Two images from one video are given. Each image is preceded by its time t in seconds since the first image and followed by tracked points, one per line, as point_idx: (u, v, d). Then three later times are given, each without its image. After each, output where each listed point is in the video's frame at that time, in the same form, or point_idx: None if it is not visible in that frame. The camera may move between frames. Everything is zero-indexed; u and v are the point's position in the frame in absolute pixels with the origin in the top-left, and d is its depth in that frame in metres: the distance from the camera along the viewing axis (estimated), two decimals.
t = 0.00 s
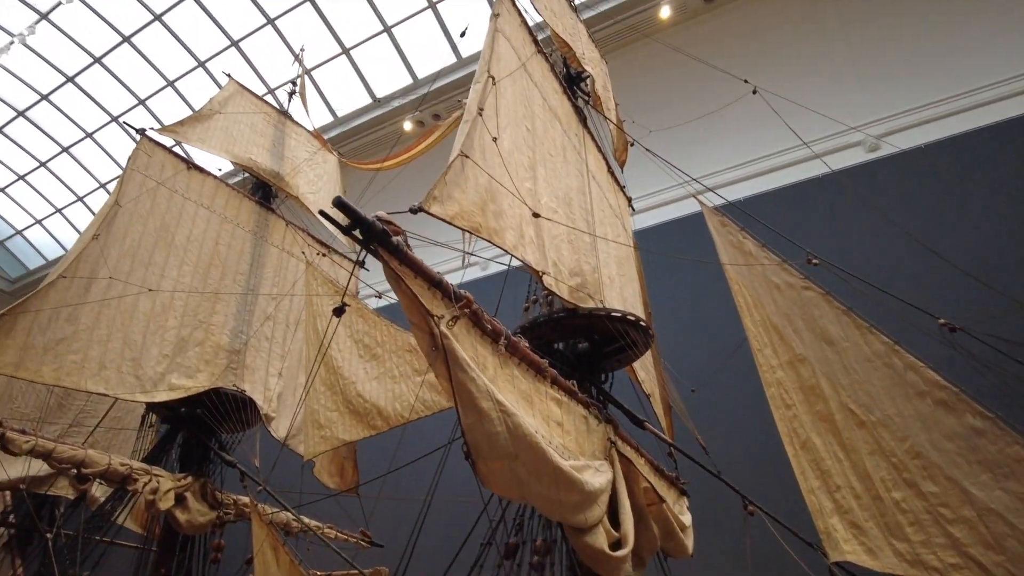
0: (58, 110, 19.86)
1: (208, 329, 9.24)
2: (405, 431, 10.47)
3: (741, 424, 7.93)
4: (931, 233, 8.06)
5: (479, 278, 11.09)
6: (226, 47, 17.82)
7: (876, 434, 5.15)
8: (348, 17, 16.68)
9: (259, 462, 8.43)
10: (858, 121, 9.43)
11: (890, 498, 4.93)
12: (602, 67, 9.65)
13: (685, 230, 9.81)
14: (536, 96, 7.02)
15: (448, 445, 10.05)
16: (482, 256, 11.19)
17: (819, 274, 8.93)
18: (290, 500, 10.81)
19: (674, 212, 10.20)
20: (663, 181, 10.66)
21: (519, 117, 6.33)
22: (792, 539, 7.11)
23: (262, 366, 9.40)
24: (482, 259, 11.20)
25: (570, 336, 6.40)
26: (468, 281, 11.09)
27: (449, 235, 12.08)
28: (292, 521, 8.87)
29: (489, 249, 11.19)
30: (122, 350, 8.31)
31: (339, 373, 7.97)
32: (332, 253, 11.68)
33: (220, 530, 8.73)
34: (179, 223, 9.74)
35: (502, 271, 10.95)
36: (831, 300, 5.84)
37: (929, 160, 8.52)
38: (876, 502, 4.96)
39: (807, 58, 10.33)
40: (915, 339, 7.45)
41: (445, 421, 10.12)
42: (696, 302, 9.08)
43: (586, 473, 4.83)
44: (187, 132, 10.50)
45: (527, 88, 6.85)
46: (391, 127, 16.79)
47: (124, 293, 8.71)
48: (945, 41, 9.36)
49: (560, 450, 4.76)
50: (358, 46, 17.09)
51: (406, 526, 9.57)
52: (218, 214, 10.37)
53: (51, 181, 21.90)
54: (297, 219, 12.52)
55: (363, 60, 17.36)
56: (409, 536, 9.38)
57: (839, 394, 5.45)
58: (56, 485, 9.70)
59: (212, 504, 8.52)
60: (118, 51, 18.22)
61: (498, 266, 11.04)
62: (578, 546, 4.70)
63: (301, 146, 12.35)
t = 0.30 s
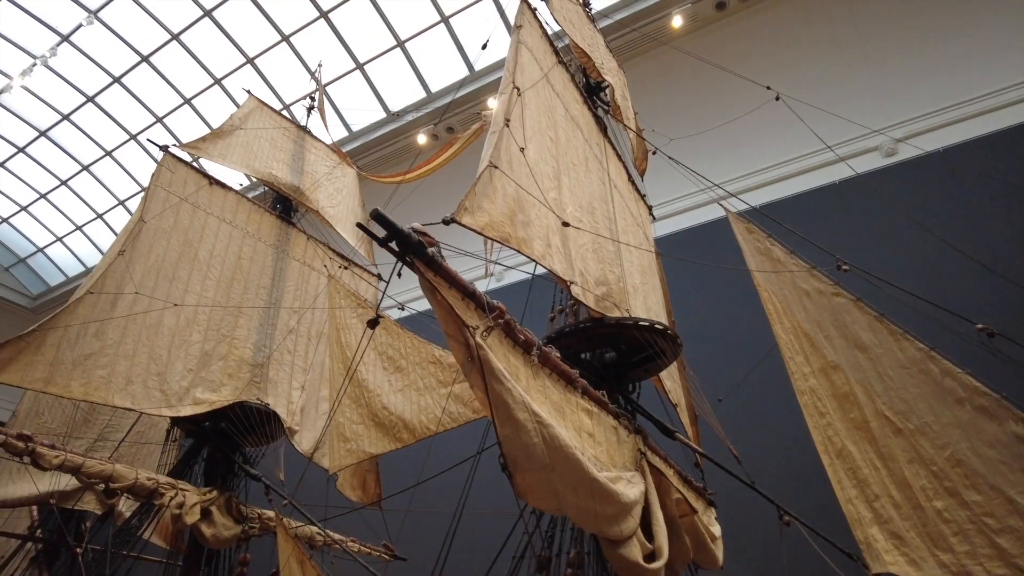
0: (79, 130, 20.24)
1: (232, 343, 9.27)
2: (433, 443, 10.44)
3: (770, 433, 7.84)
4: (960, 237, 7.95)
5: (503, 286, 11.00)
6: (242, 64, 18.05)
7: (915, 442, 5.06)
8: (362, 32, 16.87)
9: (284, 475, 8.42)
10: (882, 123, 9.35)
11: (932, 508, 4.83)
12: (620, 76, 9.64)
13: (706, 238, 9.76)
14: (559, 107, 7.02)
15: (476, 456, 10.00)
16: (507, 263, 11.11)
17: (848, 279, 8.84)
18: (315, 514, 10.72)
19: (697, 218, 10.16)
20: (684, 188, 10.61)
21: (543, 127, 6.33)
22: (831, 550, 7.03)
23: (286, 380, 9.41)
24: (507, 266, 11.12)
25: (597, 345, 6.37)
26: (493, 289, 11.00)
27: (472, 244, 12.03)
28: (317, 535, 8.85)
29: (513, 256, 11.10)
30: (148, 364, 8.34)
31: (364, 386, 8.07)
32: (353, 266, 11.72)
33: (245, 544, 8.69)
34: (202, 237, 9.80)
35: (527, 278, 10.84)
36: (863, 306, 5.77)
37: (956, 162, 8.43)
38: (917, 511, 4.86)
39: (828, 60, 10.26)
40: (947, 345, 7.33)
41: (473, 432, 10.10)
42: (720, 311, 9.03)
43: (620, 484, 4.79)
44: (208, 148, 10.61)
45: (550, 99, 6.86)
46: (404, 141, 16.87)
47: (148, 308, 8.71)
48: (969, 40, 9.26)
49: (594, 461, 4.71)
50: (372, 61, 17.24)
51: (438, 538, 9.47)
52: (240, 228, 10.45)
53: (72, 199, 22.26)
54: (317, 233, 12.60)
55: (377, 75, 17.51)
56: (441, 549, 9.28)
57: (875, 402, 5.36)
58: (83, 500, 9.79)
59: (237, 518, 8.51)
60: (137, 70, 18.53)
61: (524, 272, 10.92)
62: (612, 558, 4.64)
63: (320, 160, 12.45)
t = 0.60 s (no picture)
0: (101, 145, 20.59)
1: (260, 351, 9.31)
2: (466, 448, 10.17)
3: (804, 435, 7.74)
4: (997, 232, 7.80)
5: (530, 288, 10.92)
6: (258, 76, 18.23)
7: (962, 440, 4.96)
8: (378, 42, 16.98)
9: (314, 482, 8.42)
10: (913, 117, 9.25)
11: (983, 508, 4.72)
12: (642, 78, 9.61)
13: (734, 240, 9.68)
14: (585, 109, 7.01)
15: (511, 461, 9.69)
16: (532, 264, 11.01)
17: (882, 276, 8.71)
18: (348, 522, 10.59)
19: (725, 217, 10.09)
20: (711, 187, 10.54)
21: (571, 129, 6.31)
22: (878, 552, 6.90)
23: (313, 387, 9.43)
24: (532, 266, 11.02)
25: (630, 348, 6.31)
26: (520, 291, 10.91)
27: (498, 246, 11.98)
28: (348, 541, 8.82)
29: (540, 254, 10.99)
30: (179, 373, 8.37)
31: (394, 392, 8.06)
32: (378, 273, 11.76)
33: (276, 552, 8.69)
34: (228, 247, 9.86)
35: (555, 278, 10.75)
36: (902, 304, 5.67)
37: (990, 156, 8.29)
38: (968, 512, 4.74)
39: (856, 55, 10.14)
40: (986, 342, 7.20)
41: (507, 436, 9.77)
42: (749, 312, 8.96)
43: (662, 487, 4.74)
44: (233, 159, 10.70)
45: (577, 101, 6.84)
46: (420, 148, 16.90)
47: (178, 317, 8.75)
48: (1004, 30, 9.07)
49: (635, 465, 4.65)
50: (387, 70, 17.34)
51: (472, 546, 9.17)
52: (265, 238, 10.53)
53: (95, 213, 22.65)
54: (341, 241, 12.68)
55: (393, 84, 17.60)
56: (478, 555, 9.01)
57: (917, 400, 5.26)
58: (114, 509, 9.89)
59: (268, 525, 8.50)
60: (157, 85, 18.84)
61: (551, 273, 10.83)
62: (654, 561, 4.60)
63: (343, 169, 12.54)
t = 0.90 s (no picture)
0: (128, 158, 20.95)
1: (294, 356, 9.33)
2: (506, 448, 10.03)
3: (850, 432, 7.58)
4: None
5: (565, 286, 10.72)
6: (280, 85, 18.38)
7: None
8: (397, 48, 17.03)
9: (352, 486, 8.40)
10: (954, 102, 9.03)
11: None
12: (671, 73, 9.49)
13: (769, 236, 9.53)
14: (619, 105, 6.93)
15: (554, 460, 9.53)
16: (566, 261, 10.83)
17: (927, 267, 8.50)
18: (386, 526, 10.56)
19: (761, 210, 9.94)
20: (744, 180, 10.39)
21: (607, 125, 6.23)
22: (941, 551, 6.74)
23: (347, 391, 9.42)
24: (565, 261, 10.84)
25: (672, 346, 6.23)
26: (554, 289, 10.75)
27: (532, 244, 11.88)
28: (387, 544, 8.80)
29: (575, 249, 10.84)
30: (216, 379, 8.40)
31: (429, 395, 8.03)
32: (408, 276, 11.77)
33: (315, 557, 8.69)
34: (260, 253, 9.92)
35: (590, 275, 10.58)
36: (954, 295, 5.50)
37: None
38: None
39: (890, 42, 9.95)
40: None
41: (548, 435, 9.62)
42: (787, 309, 8.83)
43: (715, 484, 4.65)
44: (263, 166, 10.77)
45: (611, 97, 6.76)
46: (441, 153, 16.89)
47: (214, 324, 8.79)
48: None
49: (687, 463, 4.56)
50: (407, 76, 17.39)
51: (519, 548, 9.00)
52: (296, 244, 10.59)
53: (123, 225, 23.04)
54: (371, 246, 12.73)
55: (413, 89, 17.63)
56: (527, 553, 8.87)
57: (976, 394, 5.08)
58: (152, 515, 9.94)
59: (306, 531, 8.51)
60: (181, 97, 19.12)
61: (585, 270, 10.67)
62: (707, 561, 4.53)
63: (370, 174, 12.59)
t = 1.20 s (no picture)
0: (158, 170, 21.34)
1: (332, 359, 9.37)
2: (554, 445, 9.83)
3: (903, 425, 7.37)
4: None
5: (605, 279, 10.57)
6: (304, 94, 18.54)
7: None
8: (419, 52, 17.08)
9: (394, 488, 8.42)
10: (1004, 81, 8.79)
11: None
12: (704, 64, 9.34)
13: (810, 227, 9.32)
14: (657, 97, 6.83)
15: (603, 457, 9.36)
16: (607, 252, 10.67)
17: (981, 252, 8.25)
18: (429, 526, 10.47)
19: (802, 198, 9.74)
20: (784, 169, 10.18)
21: (647, 116, 6.12)
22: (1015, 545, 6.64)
23: (385, 394, 9.43)
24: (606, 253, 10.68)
25: (719, 340, 6.12)
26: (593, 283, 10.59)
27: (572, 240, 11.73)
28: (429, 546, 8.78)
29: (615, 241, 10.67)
30: (257, 383, 8.45)
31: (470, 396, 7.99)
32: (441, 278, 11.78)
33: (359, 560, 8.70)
34: (296, 259, 9.98)
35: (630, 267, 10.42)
36: (1016, 280, 5.29)
37: None
38: None
39: (933, 23, 9.72)
40: None
41: (597, 432, 9.43)
42: (832, 301, 8.64)
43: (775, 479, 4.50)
44: (296, 172, 10.86)
45: (649, 89, 6.66)
46: (466, 156, 16.83)
47: (254, 329, 8.86)
48: None
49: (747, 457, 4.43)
50: (429, 80, 17.40)
51: (570, 550, 8.83)
52: (332, 248, 10.65)
53: (155, 236, 23.46)
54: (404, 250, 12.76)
55: (435, 93, 17.63)
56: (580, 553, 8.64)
57: None
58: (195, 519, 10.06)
59: (350, 534, 8.52)
60: (208, 109, 19.42)
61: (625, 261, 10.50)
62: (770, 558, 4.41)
63: (400, 178, 12.62)
